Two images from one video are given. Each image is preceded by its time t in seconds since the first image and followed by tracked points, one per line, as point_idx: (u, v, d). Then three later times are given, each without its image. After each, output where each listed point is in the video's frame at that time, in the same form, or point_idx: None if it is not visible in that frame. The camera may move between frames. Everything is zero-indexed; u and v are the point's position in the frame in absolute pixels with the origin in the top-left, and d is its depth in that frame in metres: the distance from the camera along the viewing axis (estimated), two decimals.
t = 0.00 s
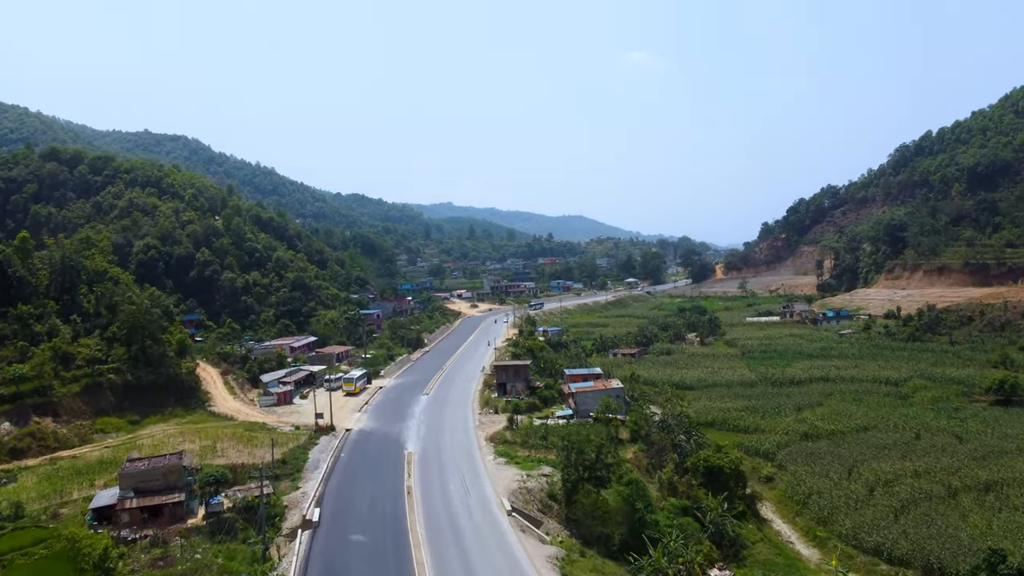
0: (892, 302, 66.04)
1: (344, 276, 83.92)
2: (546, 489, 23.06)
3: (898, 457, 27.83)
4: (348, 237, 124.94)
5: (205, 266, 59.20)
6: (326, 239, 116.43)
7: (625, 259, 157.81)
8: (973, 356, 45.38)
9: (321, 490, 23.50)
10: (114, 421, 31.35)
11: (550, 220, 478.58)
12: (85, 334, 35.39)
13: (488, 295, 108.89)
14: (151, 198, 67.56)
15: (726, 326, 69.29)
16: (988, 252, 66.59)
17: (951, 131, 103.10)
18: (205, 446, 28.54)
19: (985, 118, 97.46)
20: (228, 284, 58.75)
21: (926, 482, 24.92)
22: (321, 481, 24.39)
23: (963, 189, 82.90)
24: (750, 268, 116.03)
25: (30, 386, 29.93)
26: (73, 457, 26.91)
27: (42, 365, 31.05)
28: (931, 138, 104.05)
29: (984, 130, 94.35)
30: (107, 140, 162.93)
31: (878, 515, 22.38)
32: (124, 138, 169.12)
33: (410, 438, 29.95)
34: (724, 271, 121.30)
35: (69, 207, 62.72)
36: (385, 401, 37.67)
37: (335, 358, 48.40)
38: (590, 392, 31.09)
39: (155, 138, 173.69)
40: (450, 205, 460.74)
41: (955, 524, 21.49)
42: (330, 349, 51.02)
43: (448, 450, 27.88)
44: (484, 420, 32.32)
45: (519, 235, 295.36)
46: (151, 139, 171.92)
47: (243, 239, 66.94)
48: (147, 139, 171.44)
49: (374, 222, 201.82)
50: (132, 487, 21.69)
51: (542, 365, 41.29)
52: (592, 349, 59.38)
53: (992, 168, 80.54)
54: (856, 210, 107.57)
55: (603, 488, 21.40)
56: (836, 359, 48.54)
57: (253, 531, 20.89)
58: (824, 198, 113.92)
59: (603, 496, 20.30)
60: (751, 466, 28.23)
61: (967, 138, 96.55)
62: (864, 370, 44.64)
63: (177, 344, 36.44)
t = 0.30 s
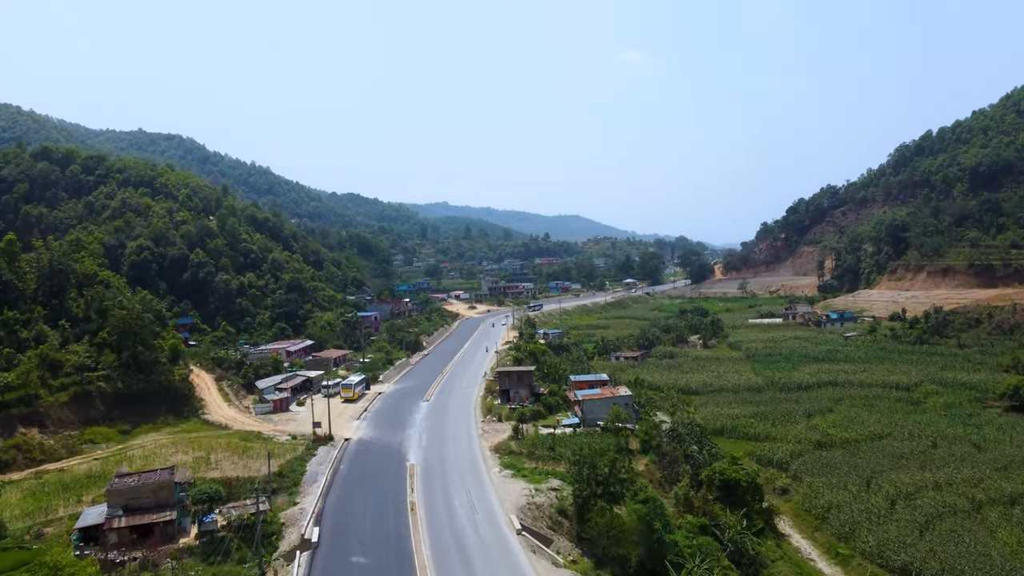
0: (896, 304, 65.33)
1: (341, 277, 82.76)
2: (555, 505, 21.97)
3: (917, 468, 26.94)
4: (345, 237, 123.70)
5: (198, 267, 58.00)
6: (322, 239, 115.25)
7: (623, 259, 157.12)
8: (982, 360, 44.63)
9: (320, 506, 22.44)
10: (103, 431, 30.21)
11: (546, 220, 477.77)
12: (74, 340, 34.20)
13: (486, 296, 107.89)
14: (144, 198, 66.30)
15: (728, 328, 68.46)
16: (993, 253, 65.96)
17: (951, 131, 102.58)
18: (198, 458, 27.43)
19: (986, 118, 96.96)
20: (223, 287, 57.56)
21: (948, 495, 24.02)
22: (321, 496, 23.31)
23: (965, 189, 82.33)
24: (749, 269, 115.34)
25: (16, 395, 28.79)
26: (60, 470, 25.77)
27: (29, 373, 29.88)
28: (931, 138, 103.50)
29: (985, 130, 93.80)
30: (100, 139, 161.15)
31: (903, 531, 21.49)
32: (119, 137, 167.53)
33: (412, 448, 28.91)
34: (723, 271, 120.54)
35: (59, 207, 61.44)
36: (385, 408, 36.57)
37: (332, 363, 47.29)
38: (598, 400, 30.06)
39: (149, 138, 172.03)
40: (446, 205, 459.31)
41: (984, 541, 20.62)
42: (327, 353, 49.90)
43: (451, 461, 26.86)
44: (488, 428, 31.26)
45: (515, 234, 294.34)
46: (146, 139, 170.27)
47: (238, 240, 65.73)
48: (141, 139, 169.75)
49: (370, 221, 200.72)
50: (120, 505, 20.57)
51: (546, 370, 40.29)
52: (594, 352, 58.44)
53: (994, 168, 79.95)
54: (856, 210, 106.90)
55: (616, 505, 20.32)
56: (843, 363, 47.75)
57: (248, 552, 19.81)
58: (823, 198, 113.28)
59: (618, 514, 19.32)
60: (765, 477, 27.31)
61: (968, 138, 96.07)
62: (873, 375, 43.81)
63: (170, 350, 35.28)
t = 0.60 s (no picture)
0: (901, 306, 64.65)
1: (338, 279, 81.63)
2: (566, 521, 21.07)
3: (936, 478, 26.09)
4: (341, 238, 122.52)
5: (193, 269, 56.85)
6: (318, 239, 114.05)
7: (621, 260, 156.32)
8: (993, 364, 43.86)
9: (321, 522, 21.50)
10: (94, 441, 29.18)
11: (542, 219, 476.83)
12: (64, 347, 33.10)
13: (485, 297, 106.89)
14: (138, 198, 65.09)
15: (731, 329, 67.66)
16: (998, 254, 65.36)
17: (951, 131, 102.05)
18: (192, 470, 26.42)
19: (987, 117, 96.46)
20: (218, 289, 56.44)
21: (972, 508, 23.19)
22: (321, 511, 22.36)
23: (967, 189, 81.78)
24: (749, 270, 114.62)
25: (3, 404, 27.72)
26: (48, 484, 24.75)
27: (16, 381, 28.81)
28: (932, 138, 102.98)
29: (986, 130, 93.26)
30: (94, 138, 159.64)
31: (928, 547, 20.66)
32: (113, 137, 165.99)
33: (415, 459, 27.96)
34: (723, 272, 119.81)
35: (50, 207, 60.23)
36: (385, 416, 35.58)
37: (330, 368, 46.25)
38: (605, 408, 29.14)
39: (143, 137, 170.52)
40: (442, 204, 457.91)
41: (1013, 558, 19.80)
42: (325, 357, 48.86)
43: (455, 472, 25.94)
44: (492, 438, 30.31)
45: (512, 234, 293.41)
46: (140, 138, 168.77)
47: (233, 241, 64.58)
48: (136, 138, 168.25)
49: (366, 221, 199.56)
50: (110, 523, 19.57)
51: (550, 375, 39.34)
52: (595, 355, 57.55)
53: (997, 168, 79.41)
54: (856, 210, 106.29)
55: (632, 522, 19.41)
56: (850, 367, 46.98)
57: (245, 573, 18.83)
58: (823, 198, 112.66)
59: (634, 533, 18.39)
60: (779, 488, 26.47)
61: (969, 138, 95.59)
62: (882, 379, 42.99)
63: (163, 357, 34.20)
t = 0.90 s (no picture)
0: (906, 309, 63.90)
1: (335, 280, 80.47)
2: (581, 540, 20.01)
3: (959, 491, 25.21)
4: (337, 238, 121.30)
5: (188, 271, 55.64)
6: (314, 240, 112.82)
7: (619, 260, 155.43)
8: (1004, 368, 43.07)
9: (322, 542, 20.47)
10: (84, 454, 28.09)
11: (539, 219, 475.88)
12: (53, 354, 31.92)
13: (483, 298, 105.80)
14: (132, 199, 63.80)
15: (735, 332, 66.77)
16: (1004, 256, 64.71)
17: (952, 131, 101.50)
18: (186, 484, 25.32)
19: (988, 117, 95.95)
20: (213, 291, 55.24)
21: (1001, 524, 22.27)
22: (322, 530, 21.32)
23: (970, 190, 81.21)
24: (749, 270, 113.83)
25: None
26: (35, 500, 23.66)
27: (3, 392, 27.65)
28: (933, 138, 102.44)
29: (988, 130, 92.68)
30: (87, 138, 158.08)
31: (959, 567, 19.75)
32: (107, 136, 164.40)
33: (418, 472, 26.92)
34: (722, 273, 119.08)
35: (42, 208, 58.94)
36: (386, 424, 34.49)
37: (329, 374, 45.12)
38: (615, 418, 28.13)
39: (138, 136, 168.96)
40: (438, 205, 456.44)
41: None
42: (323, 362, 47.74)
43: (461, 487, 24.93)
44: (498, 448, 29.27)
45: (508, 234, 292.24)
46: (134, 138, 167.26)
47: (229, 243, 63.38)
48: (130, 137, 166.77)
49: (361, 221, 198.35)
50: (100, 546, 18.52)
51: (555, 382, 38.31)
52: (598, 359, 56.63)
53: (1000, 169, 78.80)
54: (856, 211, 105.66)
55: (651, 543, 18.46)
56: (858, 372, 46.18)
57: None
58: (824, 198, 112.02)
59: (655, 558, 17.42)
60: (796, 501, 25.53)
61: (970, 138, 95.08)
62: (892, 384, 42.15)
63: (156, 364, 33.06)
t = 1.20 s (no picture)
0: (911, 311, 63.22)
1: (332, 282, 79.39)
2: (595, 560, 19.02)
3: (982, 505, 24.36)
4: (334, 239, 120.20)
5: (183, 274, 54.53)
6: (310, 241, 111.62)
7: (618, 261, 154.61)
8: (1016, 373, 42.33)
9: (324, 563, 19.55)
10: (75, 467, 27.08)
11: (535, 219, 474.88)
12: (42, 363, 30.86)
13: (481, 300, 104.70)
14: (126, 200, 62.64)
15: (738, 334, 65.94)
16: (1010, 258, 64.11)
17: (953, 131, 100.90)
18: (181, 499, 24.30)
19: (990, 117, 95.51)
20: (208, 294, 54.13)
21: None
22: (323, 550, 20.38)
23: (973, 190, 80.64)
24: (749, 271, 113.13)
25: None
26: (23, 517, 22.64)
27: None
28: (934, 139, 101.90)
29: (990, 130, 92.07)
30: (81, 137, 156.50)
31: None
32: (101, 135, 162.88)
33: (422, 485, 25.96)
34: (721, 274, 118.36)
35: (34, 209, 57.74)
36: (388, 433, 33.49)
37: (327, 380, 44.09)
38: (625, 428, 27.22)
39: (132, 136, 167.48)
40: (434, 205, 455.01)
41: None
42: (321, 367, 46.70)
43: (468, 501, 24.01)
44: (505, 459, 28.32)
45: (505, 235, 291.29)
46: (129, 137, 165.85)
47: (224, 245, 62.27)
48: (125, 137, 165.33)
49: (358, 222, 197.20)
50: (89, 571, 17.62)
51: (560, 388, 37.40)
52: (600, 363, 55.73)
53: (1003, 169, 78.24)
54: (857, 211, 105.06)
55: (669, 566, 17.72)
56: (867, 376, 45.42)
57: None
58: (824, 199, 111.40)
59: None
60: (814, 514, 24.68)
61: (972, 138, 94.59)
62: (903, 390, 41.34)
63: (149, 372, 32.04)
